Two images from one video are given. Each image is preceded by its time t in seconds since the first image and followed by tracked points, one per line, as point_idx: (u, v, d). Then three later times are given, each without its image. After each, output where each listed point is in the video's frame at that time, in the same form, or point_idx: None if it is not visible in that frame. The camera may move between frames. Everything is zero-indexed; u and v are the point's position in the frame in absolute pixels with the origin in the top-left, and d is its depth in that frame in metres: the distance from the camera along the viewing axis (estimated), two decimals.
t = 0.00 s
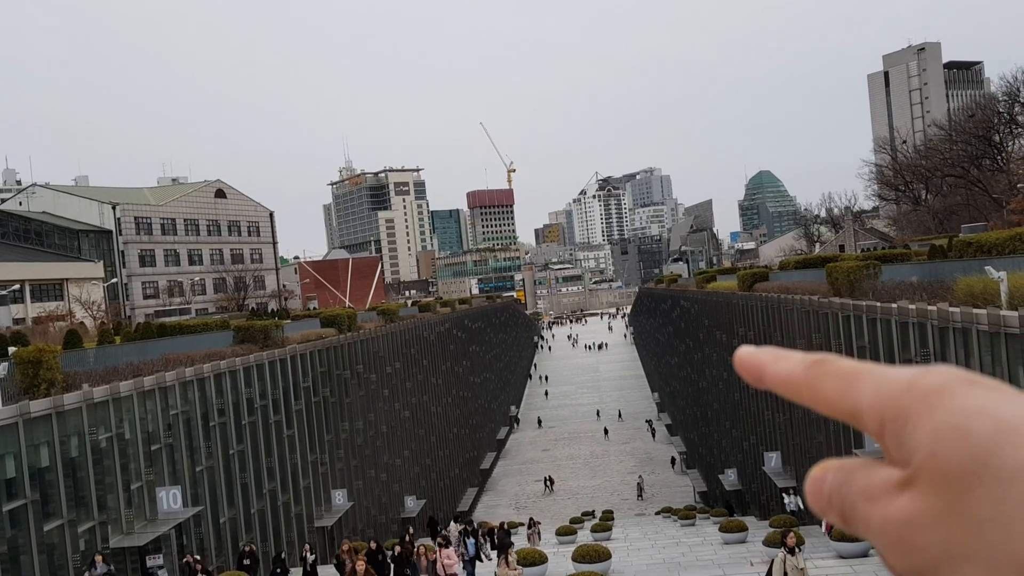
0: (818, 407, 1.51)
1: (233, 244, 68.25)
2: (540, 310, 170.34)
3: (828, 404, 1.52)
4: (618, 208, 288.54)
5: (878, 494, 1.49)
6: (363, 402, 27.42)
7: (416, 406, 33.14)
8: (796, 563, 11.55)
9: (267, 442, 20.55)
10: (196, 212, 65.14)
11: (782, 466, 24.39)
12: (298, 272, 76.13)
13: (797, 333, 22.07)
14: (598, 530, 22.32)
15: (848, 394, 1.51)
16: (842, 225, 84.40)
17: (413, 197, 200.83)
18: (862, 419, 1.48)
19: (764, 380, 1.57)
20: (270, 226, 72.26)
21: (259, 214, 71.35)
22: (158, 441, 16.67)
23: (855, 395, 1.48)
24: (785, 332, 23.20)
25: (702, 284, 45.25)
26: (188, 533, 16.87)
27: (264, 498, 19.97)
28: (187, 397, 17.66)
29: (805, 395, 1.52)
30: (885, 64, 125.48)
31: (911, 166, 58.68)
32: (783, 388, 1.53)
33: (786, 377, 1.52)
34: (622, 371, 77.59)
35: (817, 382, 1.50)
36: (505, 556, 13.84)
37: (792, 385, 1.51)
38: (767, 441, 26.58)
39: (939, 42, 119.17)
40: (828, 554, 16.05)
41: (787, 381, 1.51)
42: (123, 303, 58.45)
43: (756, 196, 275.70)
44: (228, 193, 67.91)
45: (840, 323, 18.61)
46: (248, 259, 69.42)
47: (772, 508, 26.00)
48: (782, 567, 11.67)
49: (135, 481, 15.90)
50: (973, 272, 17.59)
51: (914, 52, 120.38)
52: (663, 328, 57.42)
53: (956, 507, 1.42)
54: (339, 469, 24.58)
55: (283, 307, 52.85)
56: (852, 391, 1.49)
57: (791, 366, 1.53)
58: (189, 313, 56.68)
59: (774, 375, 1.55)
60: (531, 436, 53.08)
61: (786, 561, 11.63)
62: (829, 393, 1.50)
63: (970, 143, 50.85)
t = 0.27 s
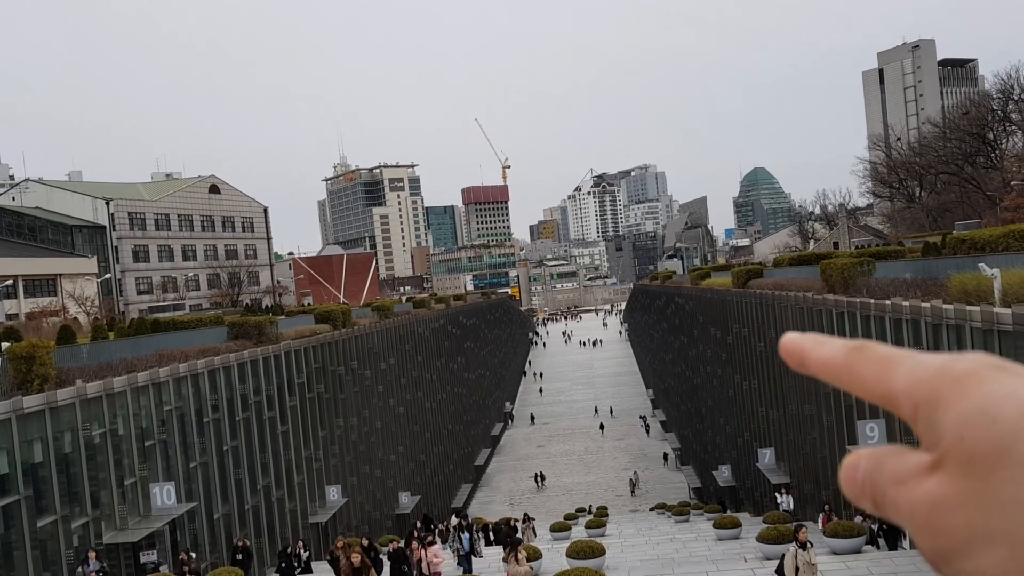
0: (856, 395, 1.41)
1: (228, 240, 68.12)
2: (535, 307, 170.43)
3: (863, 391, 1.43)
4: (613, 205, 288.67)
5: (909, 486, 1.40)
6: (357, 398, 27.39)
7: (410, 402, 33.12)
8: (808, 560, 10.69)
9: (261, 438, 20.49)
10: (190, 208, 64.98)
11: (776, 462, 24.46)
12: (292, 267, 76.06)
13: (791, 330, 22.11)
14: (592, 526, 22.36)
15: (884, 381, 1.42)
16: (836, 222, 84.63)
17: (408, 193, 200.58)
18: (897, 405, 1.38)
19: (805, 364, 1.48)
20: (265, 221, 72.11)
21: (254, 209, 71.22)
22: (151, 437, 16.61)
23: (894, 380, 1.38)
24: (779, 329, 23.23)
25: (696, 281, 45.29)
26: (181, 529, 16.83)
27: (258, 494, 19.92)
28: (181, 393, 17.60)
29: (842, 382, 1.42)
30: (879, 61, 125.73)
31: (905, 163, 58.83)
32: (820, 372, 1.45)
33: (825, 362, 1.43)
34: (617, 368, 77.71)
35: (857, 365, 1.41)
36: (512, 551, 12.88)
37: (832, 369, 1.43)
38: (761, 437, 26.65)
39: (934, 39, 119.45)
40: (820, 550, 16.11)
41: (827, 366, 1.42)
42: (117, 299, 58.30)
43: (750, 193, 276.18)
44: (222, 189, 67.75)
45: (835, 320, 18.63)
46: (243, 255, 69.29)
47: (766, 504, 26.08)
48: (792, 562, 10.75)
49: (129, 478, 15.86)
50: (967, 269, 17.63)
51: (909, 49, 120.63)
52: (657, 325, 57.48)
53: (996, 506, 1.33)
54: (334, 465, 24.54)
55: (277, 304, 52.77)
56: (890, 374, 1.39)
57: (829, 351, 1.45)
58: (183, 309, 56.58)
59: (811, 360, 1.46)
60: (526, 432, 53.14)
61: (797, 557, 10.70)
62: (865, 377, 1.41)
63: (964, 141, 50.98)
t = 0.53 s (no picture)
0: (921, 400, 1.36)
1: (221, 237, 67.92)
2: (529, 305, 170.38)
3: (931, 396, 1.36)
4: (608, 203, 288.80)
5: (971, 492, 1.34)
6: (351, 396, 27.35)
7: (404, 400, 33.08)
8: (816, 556, 10.76)
9: (254, 435, 20.45)
10: (184, 204, 64.75)
11: (769, 461, 24.52)
12: (286, 264, 75.88)
13: (785, 329, 22.14)
14: (586, 524, 22.37)
15: (951, 385, 1.35)
16: (830, 221, 84.81)
17: (403, 191, 200.24)
18: (962, 410, 1.30)
19: (869, 370, 1.41)
20: (259, 218, 71.90)
21: (248, 206, 71.00)
22: (144, 435, 16.57)
23: (958, 386, 1.32)
24: (773, 328, 23.28)
25: (691, 279, 45.35)
26: (174, 526, 16.80)
27: (251, 491, 19.89)
28: (174, 390, 17.54)
29: (908, 386, 1.36)
30: (874, 61, 126.00)
31: (899, 162, 58.96)
32: (888, 377, 1.38)
33: (891, 368, 1.37)
34: (611, 366, 77.76)
35: (923, 372, 1.35)
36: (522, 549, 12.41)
37: (899, 377, 1.36)
38: (754, 436, 26.70)
39: (928, 39, 119.71)
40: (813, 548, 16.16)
41: (892, 373, 1.36)
42: (110, 296, 58.08)
43: (745, 192, 276.68)
44: (216, 185, 67.53)
45: (828, 319, 18.66)
46: (236, 252, 69.08)
47: (759, 502, 26.14)
48: (798, 558, 10.84)
49: (121, 475, 15.81)
50: (959, 269, 17.68)
51: (903, 49, 120.88)
52: (651, 323, 57.52)
53: None
54: (327, 463, 24.50)
55: (271, 301, 52.62)
56: (955, 381, 1.33)
57: (895, 357, 1.38)
58: (176, 306, 56.40)
59: (878, 363, 1.39)
60: (520, 430, 53.14)
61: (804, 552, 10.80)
62: (934, 382, 1.34)
63: (958, 141, 51.10)
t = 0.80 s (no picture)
0: None
1: (208, 235, 67.54)
2: (517, 304, 170.43)
3: None
4: (596, 202, 289.19)
5: None
6: (338, 394, 27.25)
7: (391, 399, 32.99)
8: (818, 550, 10.19)
9: (241, 434, 20.32)
10: (170, 202, 64.34)
11: (756, 460, 24.60)
12: (272, 262, 75.52)
13: (772, 328, 22.21)
14: (573, 523, 22.37)
15: None
16: (817, 221, 85.23)
17: (391, 189, 199.76)
18: None
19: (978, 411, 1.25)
20: (245, 216, 71.52)
21: (234, 204, 70.63)
22: (130, 434, 16.43)
23: None
24: (760, 327, 23.36)
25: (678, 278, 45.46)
26: (160, 526, 16.66)
27: (237, 490, 19.77)
28: (160, 389, 17.41)
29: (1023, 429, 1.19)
30: (860, 61, 126.69)
31: (885, 162, 59.29)
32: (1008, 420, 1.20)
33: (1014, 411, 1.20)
34: (599, 364, 77.87)
35: None
36: (528, 550, 11.62)
37: None
38: (741, 435, 26.79)
39: (914, 40, 120.48)
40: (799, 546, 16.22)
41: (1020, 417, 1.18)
42: (95, 294, 57.64)
43: (732, 191, 277.79)
44: (202, 183, 67.15)
45: (814, 317, 18.73)
46: (223, 250, 68.70)
47: (745, 501, 26.22)
48: (799, 552, 10.25)
49: (106, 473, 15.67)
50: (944, 268, 17.79)
51: (890, 50, 121.60)
52: (639, 321, 57.62)
53: None
54: (314, 462, 24.38)
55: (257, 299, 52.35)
56: None
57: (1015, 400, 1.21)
58: (162, 305, 56.03)
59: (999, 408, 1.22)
60: (507, 429, 53.10)
61: (805, 546, 10.20)
62: None
63: (943, 141, 51.42)
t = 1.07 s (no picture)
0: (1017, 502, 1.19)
1: (199, 232, 67.29)
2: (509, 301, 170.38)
3: None
4: (588, 200, 289.35)
5: None
6: (330, 392, 27.19)
7: (383, 396, 32.94)
8: (826, 543, 10.48)
9: (231, 432, 20.25)
10: (160, 198, 64.09)
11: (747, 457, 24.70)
12: (264, 260, 75.29)
13: (763, 325, 22.26)
14: (565, 520, 22.42)
15: None
16: (808, 219, 85.45)
17: (382, 186, 199.42)
18: None
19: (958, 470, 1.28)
20: (236, 213, 71.26)
21: (225, 201, 70.37)
22: (120, 431, 16.35)
23: None
24: (751, 325, 23.43)
25: (670, 276, 45.53)
26: (150, 524, 16.59)
27: (228, 488, 19.72)
28: (150, 386, 17.33)
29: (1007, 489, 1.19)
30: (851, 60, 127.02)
31: (876, 160, 59.46)
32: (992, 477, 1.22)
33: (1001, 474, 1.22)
34: (590, 362, 77.93)
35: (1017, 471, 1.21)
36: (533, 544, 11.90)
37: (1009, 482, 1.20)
38: (732, 432, 26.88)
39: (905, 39, 120.79)
40: (790, 543, 16.33)
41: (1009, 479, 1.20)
42: (85, 291, 57.35)
43: (724, 189, 278.24)
44: (193, 179, 66.90)
45: (805, 315, 18.79)
46: (214, 247, 68.46)
47: (736, 498, 26.31)
48: (808, 545, 10.54)
49: (96, 471, 15.59)
50: (934, 267, 17.87)
51: (881, 48, 121.90)
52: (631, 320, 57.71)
53: None
54: (305, 459, 24.32)
55: (249, 297, 52.16)
56: None
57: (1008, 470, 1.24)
58: (153, 302, 55.81)
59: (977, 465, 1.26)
60: (499, 427, 53.13)
61: (814, 540, 10.50)
62: None
63: (934, 140, 51.63)
